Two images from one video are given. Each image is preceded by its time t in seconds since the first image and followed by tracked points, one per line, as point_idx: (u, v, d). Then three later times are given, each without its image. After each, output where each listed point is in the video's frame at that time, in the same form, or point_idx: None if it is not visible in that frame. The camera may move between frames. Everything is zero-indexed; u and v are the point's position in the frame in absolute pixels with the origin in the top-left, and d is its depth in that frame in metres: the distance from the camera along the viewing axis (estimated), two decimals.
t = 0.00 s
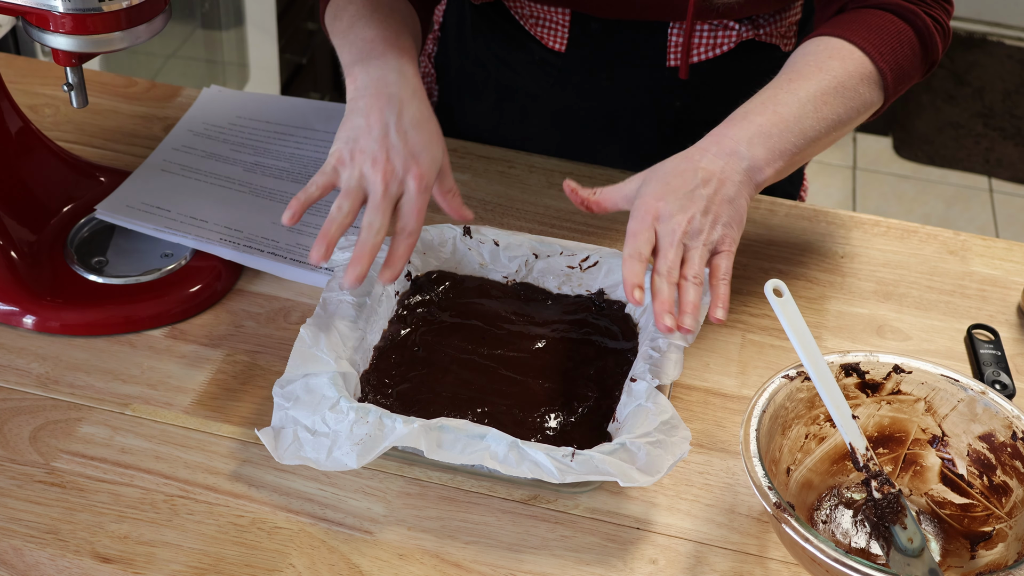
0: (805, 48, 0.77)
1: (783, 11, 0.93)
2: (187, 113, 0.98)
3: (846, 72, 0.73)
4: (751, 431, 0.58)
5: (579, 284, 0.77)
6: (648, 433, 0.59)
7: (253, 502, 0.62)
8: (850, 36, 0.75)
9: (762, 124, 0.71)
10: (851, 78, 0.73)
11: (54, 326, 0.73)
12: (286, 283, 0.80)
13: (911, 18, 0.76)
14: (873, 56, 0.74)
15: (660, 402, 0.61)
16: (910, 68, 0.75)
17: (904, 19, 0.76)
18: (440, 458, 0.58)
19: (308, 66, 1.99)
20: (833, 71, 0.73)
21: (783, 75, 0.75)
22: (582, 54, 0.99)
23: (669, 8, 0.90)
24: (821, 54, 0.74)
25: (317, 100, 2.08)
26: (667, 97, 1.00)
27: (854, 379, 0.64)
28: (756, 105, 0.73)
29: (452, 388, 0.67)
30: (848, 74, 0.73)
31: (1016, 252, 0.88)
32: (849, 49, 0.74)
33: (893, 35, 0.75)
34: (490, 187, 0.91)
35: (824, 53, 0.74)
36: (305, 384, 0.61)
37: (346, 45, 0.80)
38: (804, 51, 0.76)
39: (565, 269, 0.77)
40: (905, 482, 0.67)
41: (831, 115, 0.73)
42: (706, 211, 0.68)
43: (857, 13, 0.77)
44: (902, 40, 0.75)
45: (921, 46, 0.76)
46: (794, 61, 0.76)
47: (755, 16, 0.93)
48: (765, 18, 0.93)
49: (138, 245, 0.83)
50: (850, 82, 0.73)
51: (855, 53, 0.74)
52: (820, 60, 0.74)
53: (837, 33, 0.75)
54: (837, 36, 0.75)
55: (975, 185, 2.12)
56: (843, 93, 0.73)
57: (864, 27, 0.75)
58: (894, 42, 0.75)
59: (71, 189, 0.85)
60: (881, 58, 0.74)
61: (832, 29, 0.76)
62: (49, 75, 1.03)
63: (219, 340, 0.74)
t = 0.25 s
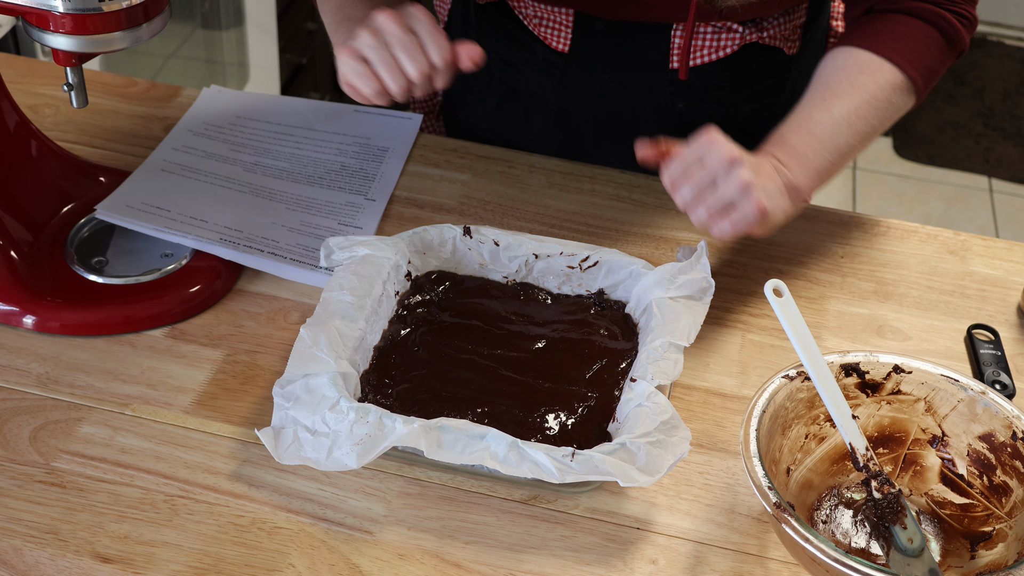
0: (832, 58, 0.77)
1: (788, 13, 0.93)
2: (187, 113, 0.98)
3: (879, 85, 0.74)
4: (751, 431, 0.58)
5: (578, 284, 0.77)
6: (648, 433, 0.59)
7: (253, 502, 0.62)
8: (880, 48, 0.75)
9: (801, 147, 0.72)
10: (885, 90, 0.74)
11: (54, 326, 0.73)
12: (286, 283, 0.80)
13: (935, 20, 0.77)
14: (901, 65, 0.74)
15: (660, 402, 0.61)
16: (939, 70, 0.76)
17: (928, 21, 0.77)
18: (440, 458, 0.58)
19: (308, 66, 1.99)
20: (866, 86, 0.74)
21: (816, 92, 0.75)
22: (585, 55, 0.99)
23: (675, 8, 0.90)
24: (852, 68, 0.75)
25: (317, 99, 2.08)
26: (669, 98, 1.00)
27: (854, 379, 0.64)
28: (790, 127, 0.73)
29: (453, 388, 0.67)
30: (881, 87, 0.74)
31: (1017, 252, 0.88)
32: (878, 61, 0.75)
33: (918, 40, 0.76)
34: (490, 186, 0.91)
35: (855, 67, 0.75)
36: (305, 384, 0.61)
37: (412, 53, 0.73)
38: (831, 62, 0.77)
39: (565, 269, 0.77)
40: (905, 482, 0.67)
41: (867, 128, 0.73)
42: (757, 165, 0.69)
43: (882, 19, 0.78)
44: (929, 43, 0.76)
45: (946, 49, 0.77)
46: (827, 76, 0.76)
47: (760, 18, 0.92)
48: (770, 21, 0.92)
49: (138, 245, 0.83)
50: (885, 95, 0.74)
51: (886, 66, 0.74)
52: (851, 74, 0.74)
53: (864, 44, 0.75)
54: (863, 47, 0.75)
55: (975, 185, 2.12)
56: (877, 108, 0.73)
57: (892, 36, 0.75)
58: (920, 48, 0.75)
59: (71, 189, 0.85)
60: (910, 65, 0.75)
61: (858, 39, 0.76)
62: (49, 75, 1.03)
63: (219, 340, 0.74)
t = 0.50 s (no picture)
0: (831, 74, 0.87)
1: (790, 15, 0.92)
2: (188, 113, 0.98)
3: (873, 105, 0.85)
4: (751, 431, 0.58)
5: (578, 284, 0.77)
6: (648, 433, 0.59)
7: (253, 503, 0.62)
8: (876, 67, 0.84)
9: (796, 176, 0.86)
10: (877, 110, 0.85)
11: (55, 325, 0.73)
12: (286, 283, 0.80)
13: (930, 31, 0.84)
14: (896, 82, 0.84)
15: (660, 402, 0.61)
16: (932, 75, 0.85)
17: (922, 32, 0.84)
18: (440, 457, 0.58)
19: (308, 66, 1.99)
20: (861, 109, 0.85)
21: (815, 116, 0.87)
22: (589, 55, 0.99)
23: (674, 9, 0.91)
24: (849, 89, 0.85)
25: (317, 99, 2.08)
26: (672, 98, 1.00)
27: (854, 379, 0.64)
28: (791, 159, 0.87)
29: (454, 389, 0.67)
30: (874, 106, 0.85)
31: (1017, 252, 0.88)
32: (872, 81, 0.84)
33: (911, 53, 0.84)
34: (490, 187, 0.91)
35: (851, 87, 0.85)
36: (305, 384, 0.61)
37: (497, 91, 0.81)
38: (831, 78, 0.87)
39: (565, 269, 0.77)
40: (906, 482, 0.67)
41: (863, 147, 0.86)
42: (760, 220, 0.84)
43: (879, 30, 0.85)
44: (921, 54, 0.84)
45: (940, 51, 0.85)
46: (825, 95, 0.87)
47: (762, 22, 0.92)
48: (772, 23, 0.92)
49: (138, 245, 0.83)
50: (877, 114, 0.85)
51: (880, 83, 0.84)
52: (847, 96, 0.85)
53: (859, 61, 0.85)
54: (859, 64, 0.85)
55: (975, 185, 2.12)
56: (874, 126, 0.85)
57: (886, 53, 0.84)
58: (914, 60, 0.84)
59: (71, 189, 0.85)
60: (904, 81, 0.84)
61: (853, 55, 0.85)
62: (48, 75, 1.03)
63: (219, 340, 0.74)
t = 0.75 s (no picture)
0: (834, 75, 0.87)
1: (796, 14, 0.93)
2: (188, 113, 0.98)
3: (875, 106, 0.85)
4: (751, 431, 0.58)
5: (578, 284, 0.77)
6: (648, 433, 0.59)
7: (253, 502, 0.62)
8: (879, 67, 0.84)
9: (799, 177, 0.86)
10: (880, 110, 0.85)
11: (55, 326, 0.73)
12: (286, 283, 0.80)
13: (932, 32, 0.84)
14: (898, 82, 0.84)
15: (660, 402, 0.61)
16: (934, 76, 0.85)
17: (925, 33, 0.84)
18: (440, 455, 0.58)
19: (308, 66, 1.99)
20: (864, 109, 0.85)
21: (818, 117, 0.87)
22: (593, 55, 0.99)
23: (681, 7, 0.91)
24: (851, 90, 0.85)
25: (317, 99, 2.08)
26: (676, 98, 1.00)
27: (854, 379, 0.64)
28: (793, 160, 0.87)
29: (455, 389, 0.67)
30: (877, 107, 0.85)
31: (1017, 252, 0.88)
32: (875, 81, 0.84)
33: (913, 54, 0.84)
34: (491, 187, 0.91)
35: (854, 88, 0.85)
36: (305, 384, 0.61)
37: (457, 91, 0.79)
38: (834, 79, 0.87)
39: (565, 269, 0.77)
40: (906, 482, 0.67)
41: (865, 148, 0.86)
42: (761, 222, 0.83)
43: (880, 30, 0.85)
44: (924, 55, 0.84)
45: (944, 51, 0.85)
46: (828, 95, 0.87)
47: (768, 21, 0.93)
48: (777, 22, 0.93)
49: (138, 245, 0.83)
50: (879, 114, 0.85)
51: (883, 84, 0.84)
52: (850, 96, 0.85)
53: (861, 61, 0.85)
54: (861, 64, 0.85)
55: (975, 185, 2.12)
56: (876, 127, 0.85)
57: (888, 53, 0.84)
58: (916, 60, 0.84)
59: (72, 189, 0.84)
60: (906, 81, 0.84)
61: (855, 56, 0.85)
62: (49, 75, 1.03)
63: (219, 340, 0.74)
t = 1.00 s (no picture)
0: (835, 76, 0.87)
1: (797, 14, 0.93)
2: (188, 113, 0.98)
3: (876, 107, 0.85)
4: (751, 431, 0.58)
5: (578, 284, 0.77)
6: (648, 433, 0.59)
7: (253, 502, 0.62)
8: (879, 69, 0.84)
9: (800, 177, 0.86)
10: (880, 111, 0.85)
11: (55, 326, 0.73)
12: (286, 284, 0.80)
13: (934, 33, 0.84)
14: (898, 83, 0.84)
15: (660, 402, 0.61)
16: (935, 77, 0.85)
17: (926, 35, 0.84)
18: (440, 455, 0.58)
19: (308, 66, 1.99)
20: (865, 110, 0.85)
21: (818, 117, 0.87)
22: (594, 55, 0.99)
23: (682, 8, 0.91)
24: (852, 91, 0.85)
25: (318, 99, 2.08)
26: (678, 99, 1.00)
27: (854, 379, 0.64)
28: (794, 161, 0.87)
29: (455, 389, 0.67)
30: (878, 108, 0.85)
31: (1017, 252, 0.88)
32: (875, 82, 0.84)
33: (914, 56, 0.84)
34: (491, 187, 0.91)
35: (854, 89, 0.85)
36: (305, 384, 0.61)
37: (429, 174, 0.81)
38: (835, 80, 0.87)
39: (565, 269, 0.77)
40: (906, 482, 0.67)
41: (866, 149, 0.86)
42: (762, 223, 0.83)
43: (881, 31, 0.85)
44: (925, 57, 0.84)
45: (944, 53, 0.85)
46: (829, 96, 0.87)
47: (769, 22, 0.93)
48: (778, 23, 0.93)
49: (138, 245, 0.83)
50: (880, 115, 0.85)
51: (883, 85, 0.84)
52: (850, 97, 0.85)
53: (861, 62, 0.85)
54: (862, 65, 0.85)
55: (975, 185, 2.12)
56: (877, 128, 0.85)
57: (889, 54, 0.84)
58: (917, 62, 0.84)
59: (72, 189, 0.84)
60: (907, 83, 0.84)
61: (855, 57, 0.86)
62: (49, 75, 1.03)
63: (219, 340, 0.74)
